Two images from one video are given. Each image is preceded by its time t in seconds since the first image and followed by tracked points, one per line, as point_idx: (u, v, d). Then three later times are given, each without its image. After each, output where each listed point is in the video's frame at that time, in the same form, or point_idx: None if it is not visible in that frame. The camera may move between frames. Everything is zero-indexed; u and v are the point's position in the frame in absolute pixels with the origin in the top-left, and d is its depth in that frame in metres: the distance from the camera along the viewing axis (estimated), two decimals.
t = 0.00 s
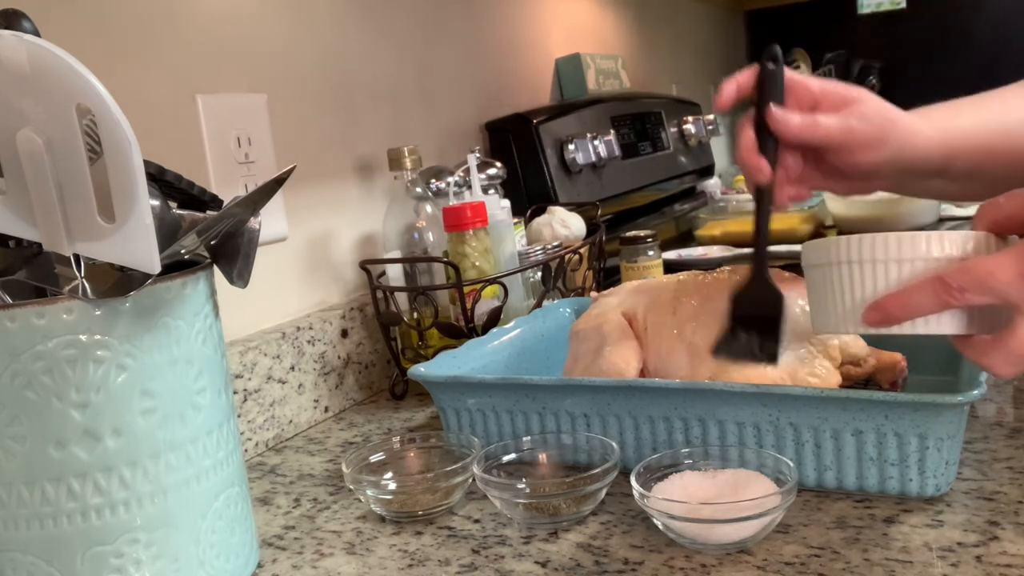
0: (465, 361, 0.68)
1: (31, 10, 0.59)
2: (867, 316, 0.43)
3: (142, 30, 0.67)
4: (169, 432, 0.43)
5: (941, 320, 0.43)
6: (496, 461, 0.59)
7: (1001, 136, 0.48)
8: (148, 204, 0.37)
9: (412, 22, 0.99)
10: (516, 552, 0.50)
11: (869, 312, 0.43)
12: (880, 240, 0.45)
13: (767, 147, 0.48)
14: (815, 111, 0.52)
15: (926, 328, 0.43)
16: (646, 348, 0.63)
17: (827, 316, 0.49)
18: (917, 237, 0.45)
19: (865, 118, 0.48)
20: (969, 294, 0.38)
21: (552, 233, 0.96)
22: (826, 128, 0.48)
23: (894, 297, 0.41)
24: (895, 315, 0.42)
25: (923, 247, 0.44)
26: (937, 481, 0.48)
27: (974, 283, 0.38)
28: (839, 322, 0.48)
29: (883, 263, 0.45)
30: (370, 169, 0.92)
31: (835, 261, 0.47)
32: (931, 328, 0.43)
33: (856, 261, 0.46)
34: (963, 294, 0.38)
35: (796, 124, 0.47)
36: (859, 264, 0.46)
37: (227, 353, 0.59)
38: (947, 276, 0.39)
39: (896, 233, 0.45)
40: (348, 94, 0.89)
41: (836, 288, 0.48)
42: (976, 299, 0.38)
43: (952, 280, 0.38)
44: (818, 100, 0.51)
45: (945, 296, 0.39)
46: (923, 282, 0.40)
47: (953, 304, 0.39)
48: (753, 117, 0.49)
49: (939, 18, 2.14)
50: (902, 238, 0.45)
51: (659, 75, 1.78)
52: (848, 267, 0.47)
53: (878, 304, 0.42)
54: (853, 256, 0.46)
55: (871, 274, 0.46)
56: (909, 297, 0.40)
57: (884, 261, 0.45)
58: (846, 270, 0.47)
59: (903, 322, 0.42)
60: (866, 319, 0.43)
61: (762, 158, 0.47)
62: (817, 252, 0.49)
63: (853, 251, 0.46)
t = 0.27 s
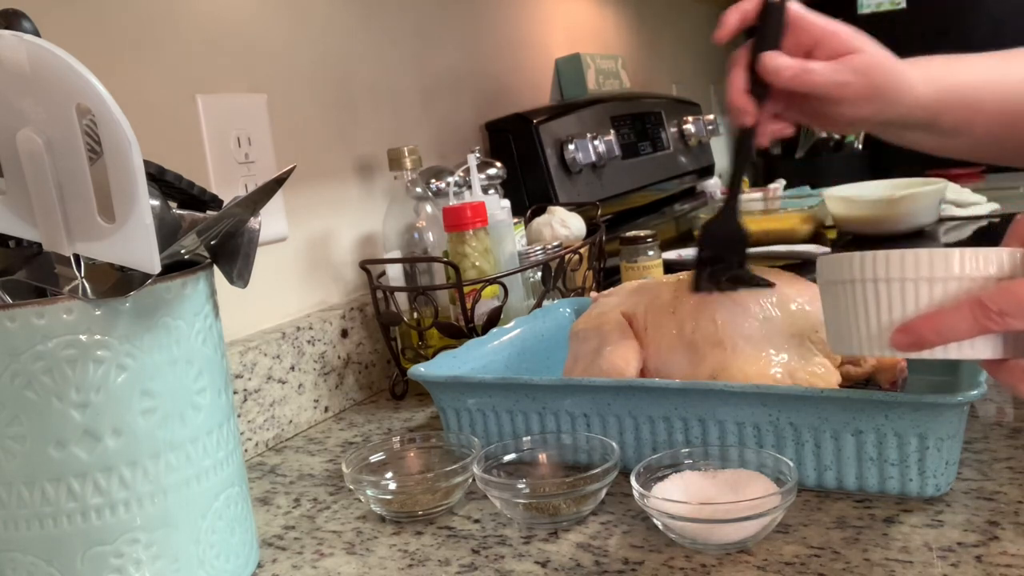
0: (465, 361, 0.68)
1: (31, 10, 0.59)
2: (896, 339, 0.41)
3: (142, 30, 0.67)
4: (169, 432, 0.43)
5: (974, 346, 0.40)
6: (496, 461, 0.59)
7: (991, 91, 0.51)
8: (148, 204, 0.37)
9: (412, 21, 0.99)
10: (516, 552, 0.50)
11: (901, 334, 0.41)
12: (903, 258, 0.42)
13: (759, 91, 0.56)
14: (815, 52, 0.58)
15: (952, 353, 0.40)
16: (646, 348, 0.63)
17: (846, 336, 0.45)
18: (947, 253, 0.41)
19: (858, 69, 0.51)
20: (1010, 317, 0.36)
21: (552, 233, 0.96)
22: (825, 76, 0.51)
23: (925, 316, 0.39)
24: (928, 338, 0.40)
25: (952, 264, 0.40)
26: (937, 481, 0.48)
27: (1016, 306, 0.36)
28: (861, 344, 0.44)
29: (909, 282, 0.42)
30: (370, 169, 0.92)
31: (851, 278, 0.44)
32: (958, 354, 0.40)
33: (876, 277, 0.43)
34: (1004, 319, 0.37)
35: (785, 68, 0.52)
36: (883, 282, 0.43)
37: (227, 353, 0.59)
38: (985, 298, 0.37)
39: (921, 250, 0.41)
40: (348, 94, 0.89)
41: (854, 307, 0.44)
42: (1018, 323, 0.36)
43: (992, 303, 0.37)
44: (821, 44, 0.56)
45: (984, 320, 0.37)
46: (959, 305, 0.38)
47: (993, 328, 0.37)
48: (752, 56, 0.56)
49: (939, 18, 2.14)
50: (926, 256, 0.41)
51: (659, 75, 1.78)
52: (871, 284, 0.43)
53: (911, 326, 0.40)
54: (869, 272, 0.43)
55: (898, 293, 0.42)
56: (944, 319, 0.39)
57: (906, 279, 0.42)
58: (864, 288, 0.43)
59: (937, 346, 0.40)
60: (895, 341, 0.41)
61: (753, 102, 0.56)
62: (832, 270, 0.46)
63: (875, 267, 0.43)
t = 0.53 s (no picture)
0: (465, 361, 0.68)
1: (32, 10, 0.59)
2: (901, 354, 0.42)
3: (142, 30, 0.67)
4: (169, 432, 0.43)
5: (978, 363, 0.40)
6: (497, 461, 0.59)
7: (1004, 127, 0.55)
8: (148, 204, 0.37)
9: (412, 21, 0.99)
10: (517, 552, 0.50)
11: (905, 349, 0.41)
12: (906, 271, 0.42)
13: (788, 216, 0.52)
14: (834, 155, 0.54)
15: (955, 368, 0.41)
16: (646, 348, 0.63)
17: (846, 348, 0.45)
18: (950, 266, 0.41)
19: (886, 161, 0.52)
20: (1017, 333, 0.37)
21: (552, 233, 0.96)
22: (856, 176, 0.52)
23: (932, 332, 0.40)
24: (932, 353, 0.40)
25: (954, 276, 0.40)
26: (937, 481, 0.48)
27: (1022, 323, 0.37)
28: (859, 359, 0.45)
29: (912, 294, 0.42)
30: (370, 169, 0.92)
31: (852, 290, 0.44)
32: (961, 369, 0.40)
33: (878, 291, 0.43)
34: (1011, 334, 0.38)
35: (819, 182, 0.50)
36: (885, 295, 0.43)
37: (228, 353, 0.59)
38: (992, 314, 0.38)
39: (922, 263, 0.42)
40: (349, 94, 0.89)
41: (854, 319, 0.44)
42: None
43: (1000, 319, 0.38)
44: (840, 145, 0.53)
45: (992, 336, 0.38)
46: (966, 320, 0.39)
47: (999, 344, 0.38)
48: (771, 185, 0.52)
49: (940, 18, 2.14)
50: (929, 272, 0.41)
51: (659, 75, 1.78)
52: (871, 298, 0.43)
53: (916, 341, 0.41)
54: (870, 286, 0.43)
55: (899, 306, 0.42)
56: (951, 335, 0.39)
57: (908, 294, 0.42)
58: (865, 301, 0.43)
59: (941, 361, 0.41)
60: (898, 355, 0.42)
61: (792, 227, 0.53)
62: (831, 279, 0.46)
63: (876, 280, 0.43)
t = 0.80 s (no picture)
0: (465, 361, 0.68)
1: (31, 10, 0.59)
2: (896, 373, 0.40)
3: (142, 29, 0.67)
4: (169, 432, 0.43)
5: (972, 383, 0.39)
6: (497, 461, 0.59)
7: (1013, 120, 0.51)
8: (147, 204, 0.37)
9: (412, 21, 0.99)
10: (517, 552, 0.50)
11: (897, 368, 0.40)
12: (903, 291, 0.40)
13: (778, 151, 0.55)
14: (830, 109, 0.57)
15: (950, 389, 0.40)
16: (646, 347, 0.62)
17: (844, 370, 0.44)
18: (944, 285, 0.39)
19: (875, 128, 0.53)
20: (1010, 356, 0.35)
21: (552, 233, 0.96)
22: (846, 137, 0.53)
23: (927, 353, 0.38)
24: (926, 374, 0.39)
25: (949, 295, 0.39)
26: (937, 481, 0.48)
27: (1016, 344, 0.35)
28: (858, 377, 0.43)
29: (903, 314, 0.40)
30: (370, 169, 0.92)
31: (848, 309, 0.42)
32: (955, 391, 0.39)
33: (875, 309, 0.41)
34: (1005, 357, 0.35)
35: (807, 130, 0.53)
36: (877, 314, 0.41)
37: (227, 353, 0.59)
38: (983, 335, 0.36)
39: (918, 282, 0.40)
40: (349, 94, 0.89)
41: (852, 338, 0.42)
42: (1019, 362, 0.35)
43: (992, 341, 0.35)
44: (838, 100, 0.56)
45: (984, 359, 0.36)
46: (959, 340, 0.37)
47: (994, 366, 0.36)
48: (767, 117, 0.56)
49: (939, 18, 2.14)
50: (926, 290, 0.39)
51: (659, 75, 1.78)
52: (864, 317, 0.42)
53: (909, 361, 0.39)
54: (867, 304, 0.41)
55: (894, 326, 0.40)
56: (944, 354, 0.38)
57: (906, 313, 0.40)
58: (863, 320, 0.42)
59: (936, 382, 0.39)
60: (891, 375, 0.41)
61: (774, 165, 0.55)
62: (829, 298, 0.44)
63: (869, 299, 0.41)
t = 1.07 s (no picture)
0: (465, 361, 0.68)
1: (31, 10, 0.59)
2: (873, 356, 0.38)
3: (142, 29, 0.67)
4: (169, 432, 0.43)
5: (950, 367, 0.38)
6: (496, 461, 0.59)
7: None
8: (147, 204, 0.37)
9: (412, 21, 0.99)
10: (516, 552, 0.50)
11: (877, 351, 0.38)
12: (891, 275, 0.40)
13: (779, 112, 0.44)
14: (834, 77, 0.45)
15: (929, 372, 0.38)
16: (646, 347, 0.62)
17: (836, 353, 0.43)
18: (931, 274, 0.39)
19: (877, 89, 0.40)
20: (984, 341, 0.34)
21: (552, 233, 0.96)
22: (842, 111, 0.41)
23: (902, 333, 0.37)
24: (904, 358, 0.37)
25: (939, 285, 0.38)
26: (937, 481, 0.48)
27: (991, 331, 0.33)
28: (847, 359, 0.43)
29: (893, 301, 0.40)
30: (370, 169, 0.92)
31: (841, 295, 0.42)
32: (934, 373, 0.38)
33: (865, 294, 0.41)
34: (977, 342, 0.34)
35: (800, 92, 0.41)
36: (868, 301, 0.41)
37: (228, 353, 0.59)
38: (958, 320, 0.34)
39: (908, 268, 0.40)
40: (349, 94, 0.89)
41: (845, 321, 0.42)
42: (993, 347, 0.34)
43: (966, 325, 0.34)
44: (837, 65, 0.44)
45: (957, 343, 0.35)
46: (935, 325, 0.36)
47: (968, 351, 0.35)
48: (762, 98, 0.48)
49: (939, 19, 2.15)
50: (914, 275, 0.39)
51: (659, 76, 1.78)
52: (855, 303, 0.42)
53: (887, 343, 0.38)
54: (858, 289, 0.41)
55: (882, 313, 0.40)
56: (921, 339, 0.36)
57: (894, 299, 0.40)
58: (855, 304, 0.42)
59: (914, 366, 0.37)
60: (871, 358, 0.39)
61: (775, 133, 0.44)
62: (825, 283, 0.44)
63: (860, 285, 0.41)
